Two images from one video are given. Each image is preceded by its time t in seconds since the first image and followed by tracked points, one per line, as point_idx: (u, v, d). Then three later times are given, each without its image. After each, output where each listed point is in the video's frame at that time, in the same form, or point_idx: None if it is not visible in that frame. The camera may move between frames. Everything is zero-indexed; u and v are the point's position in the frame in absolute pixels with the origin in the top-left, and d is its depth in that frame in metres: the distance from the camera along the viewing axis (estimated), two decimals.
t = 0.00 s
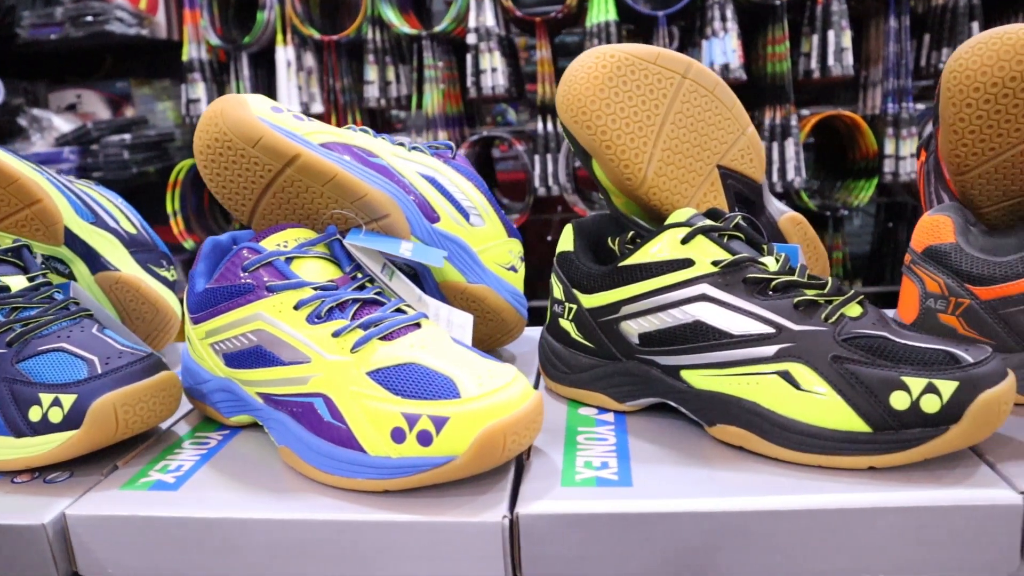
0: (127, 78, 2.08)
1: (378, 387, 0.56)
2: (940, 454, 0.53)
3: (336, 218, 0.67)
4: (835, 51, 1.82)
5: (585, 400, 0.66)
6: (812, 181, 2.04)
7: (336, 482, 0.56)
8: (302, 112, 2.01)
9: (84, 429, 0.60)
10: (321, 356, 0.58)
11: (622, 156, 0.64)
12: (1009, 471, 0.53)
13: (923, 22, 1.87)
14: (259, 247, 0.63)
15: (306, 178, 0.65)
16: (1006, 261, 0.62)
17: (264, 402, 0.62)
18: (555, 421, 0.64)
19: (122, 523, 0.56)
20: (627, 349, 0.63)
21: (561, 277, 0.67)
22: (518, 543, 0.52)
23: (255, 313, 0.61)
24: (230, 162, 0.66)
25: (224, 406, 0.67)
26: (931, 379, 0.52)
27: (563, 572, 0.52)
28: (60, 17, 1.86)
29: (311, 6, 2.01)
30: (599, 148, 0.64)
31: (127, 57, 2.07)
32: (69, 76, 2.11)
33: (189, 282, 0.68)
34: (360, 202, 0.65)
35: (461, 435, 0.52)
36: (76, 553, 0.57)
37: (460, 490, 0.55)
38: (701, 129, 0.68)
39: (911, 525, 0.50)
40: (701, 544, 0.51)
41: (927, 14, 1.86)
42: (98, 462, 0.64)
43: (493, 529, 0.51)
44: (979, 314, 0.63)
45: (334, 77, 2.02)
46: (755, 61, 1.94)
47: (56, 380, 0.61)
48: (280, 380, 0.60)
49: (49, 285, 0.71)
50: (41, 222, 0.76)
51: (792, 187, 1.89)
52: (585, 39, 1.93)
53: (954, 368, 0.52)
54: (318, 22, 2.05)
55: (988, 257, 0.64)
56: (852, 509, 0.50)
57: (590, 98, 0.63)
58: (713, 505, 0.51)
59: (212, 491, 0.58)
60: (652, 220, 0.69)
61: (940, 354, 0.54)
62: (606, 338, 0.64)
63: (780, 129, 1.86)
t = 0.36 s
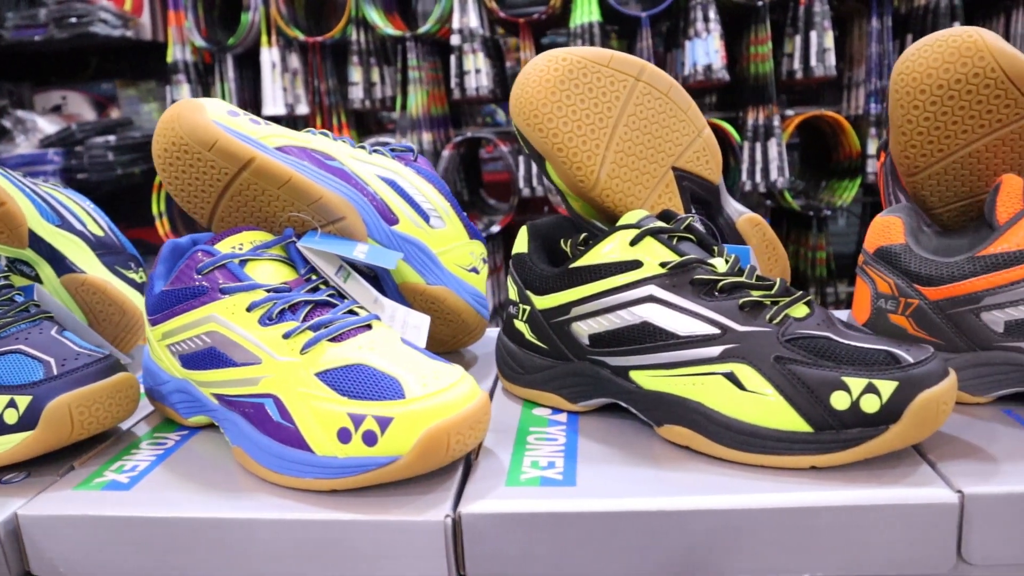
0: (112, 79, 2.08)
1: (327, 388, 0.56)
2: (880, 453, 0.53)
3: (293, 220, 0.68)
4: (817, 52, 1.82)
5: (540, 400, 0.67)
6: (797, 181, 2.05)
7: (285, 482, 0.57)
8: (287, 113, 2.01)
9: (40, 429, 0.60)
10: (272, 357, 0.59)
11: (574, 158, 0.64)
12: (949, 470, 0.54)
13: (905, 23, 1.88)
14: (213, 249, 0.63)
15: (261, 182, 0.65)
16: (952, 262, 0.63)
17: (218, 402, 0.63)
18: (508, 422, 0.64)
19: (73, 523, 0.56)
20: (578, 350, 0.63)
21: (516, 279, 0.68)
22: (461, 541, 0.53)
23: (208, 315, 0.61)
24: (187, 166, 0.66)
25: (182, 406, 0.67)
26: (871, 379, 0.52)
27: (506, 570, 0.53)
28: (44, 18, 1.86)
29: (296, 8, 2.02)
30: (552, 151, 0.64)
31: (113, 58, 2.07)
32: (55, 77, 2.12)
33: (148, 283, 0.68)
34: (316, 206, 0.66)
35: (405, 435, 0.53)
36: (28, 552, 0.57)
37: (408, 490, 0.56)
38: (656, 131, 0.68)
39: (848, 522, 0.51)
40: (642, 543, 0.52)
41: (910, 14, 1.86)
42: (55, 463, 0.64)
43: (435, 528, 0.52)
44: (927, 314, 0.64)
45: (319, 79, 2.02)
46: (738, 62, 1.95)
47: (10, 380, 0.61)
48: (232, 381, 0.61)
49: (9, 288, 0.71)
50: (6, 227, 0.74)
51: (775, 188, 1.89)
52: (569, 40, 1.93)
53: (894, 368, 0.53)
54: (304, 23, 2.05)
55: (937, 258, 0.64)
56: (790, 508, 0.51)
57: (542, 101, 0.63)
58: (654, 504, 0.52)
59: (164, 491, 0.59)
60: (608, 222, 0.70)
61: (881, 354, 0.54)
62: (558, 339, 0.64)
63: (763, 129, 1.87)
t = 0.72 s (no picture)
0: (104, 81, 2.08)
1: (284, 393, 0.56)
2: (835, 461, 0.53)
3: (258, 225, 0.68)
4: (806, 56, 1.82)
5: (503, 406, 0.67)
6: (787, 185, 2.05)
7: (243, 487, 0.57)
8: (277, 116, 2.02)
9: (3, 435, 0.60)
10: (232, 362, 0.59)
11: (537, 164, 0.64)
12: (902, 477, 0.54)
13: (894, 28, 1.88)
14: (176, 255, 0.63)
15: (226, 188, 0.66)
16: (914, 269, 0.63)
17: (181, 407, 0.63)
18: (470, 427, 0.65)
19: (31, 527, 0.56)
20: (539, 356, 0.63)
21: (480, 285, 0.68)
22: (414, 547, 0.53)
23: (170, 320, 0.62)
24: (152, 172, 0.67)
25: (147, 411, 0.67)
26: (825, 387, 0.52)
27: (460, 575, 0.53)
28: (34, 21, 1.86)
29: (288, 11, 2.02)
30: (515, 157, 0.64)
31: (104, 60, 2.08)
32: (46, 79, 2.12)
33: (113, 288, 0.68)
34: (281, 211, 0.66)
35: (360, 441, 0.53)
36: None
37: (364, 495, 0.56)
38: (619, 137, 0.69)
39: (799, 530, 0.51)
40: (593, 550, 0.52)
41: (899, 19, 1.87)
42: (17, 467, 0.64)
43: (388, 533, 0.52)
44: (889, 321, 0.64)
45: (309, 82, 2.02)
46: (728, 66, 1.96)
47: None
48: (194, 386, 0.61)
49: None
50: None
51: (764, 192, 1.89)
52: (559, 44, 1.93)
53: (847, 375, 0.53)
54: (295, 26, 2.06)
55: (899, 265, 0.65)
56: (740, 515, 0.51)
57: (505, 107, 0.63)
58: (606, 511, 0.52)
59: (124, 496, 0.59)
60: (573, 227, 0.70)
61: (836, 360, 0.54)
62: (520, 345, 0.64)
63: (751, 133, 1.87)
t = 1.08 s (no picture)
0: (85, 92, 2.07)
1: (230, 410, 0.56)
2: (781, 479, 0.53)
3: (214, 240, 0.68)
4: (786, 69, 1.83)
5: (457, 422, 0.67)
6: (768, 197, 2.06)
7: (189, 503, 0.56)
8: (259, 127, 2.01)
9: None
10: (180, 378, 0.59)
11: (491, 180, 0.64)
12: (848, 496, 0.54)
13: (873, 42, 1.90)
14: (128, 269, 0.63)
15: (180, 203, 0.65)
16: (865, 286, 0.63)
17: (131, 423, 0.63)
18: (422, 444, 0.64)
19: None
20: (491, 372, 0.63)
21: (435, 300, 0.68)
22: (357, 565, 0.52)
23: (121, 335, 0.61)
24: (107, 186, 0.66)
25: (100, 426, 0.67)
26: (770, 405, 0.52)
27: None
28: (14, 30, 1.86)
29: (271, 21, 2.02)
30: (469, 173, 0.64)
31: (86, 70, 2.07)
32: (26, 88, 2.11)
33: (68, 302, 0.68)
34: (235, 226, 0.66)
35: (304, 458, 0.53)
36: None
37: (308, 513, 0.55)
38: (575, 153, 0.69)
39: (742, 550, 0.50)
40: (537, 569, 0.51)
41: (877, 33, 1.88)
42: None
43: (330, 551, 0.51)
44: (842, 337, 0.64)
45: (291, 93, 2.02)
46: (709, 79, 1.96)
47: None
48: (143, 402, 0.61)
49: None
50: None
51: (744, 205, 1.89)
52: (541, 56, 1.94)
53: (793, 394, 0.52)
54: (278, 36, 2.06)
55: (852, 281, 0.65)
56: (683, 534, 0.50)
57: (459, 122, 0.63)
58: (548, 530, 0.52)
59: (69, 512, 0.58)
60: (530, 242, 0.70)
61: (783, 378, 0.54)
62: (473, 361, 0.64)
63: (731, 146, 1.88)
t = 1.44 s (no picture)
0: (64, 95, 2.06)
1: (177, 412, 0.56)
2: (726, 481, 0.53)
3: (168, 243, 0.68)
4: (763, 74, 1.84)
5: (411, 424, 0.67)
6: (747, 202, 2.06)
7: (135, 506, 0.56)
8: (239, 131, 2.01)
9: None
10: (128, 381, 0.58)
11: (443, 182, 0.64)
12: (794, 497, 0.53)
13: (850, 47, 1.91)
14: (78, 271, 0.62)
15: (134, 205, 0.65)
16: (817, 288, 0.63)
17: (81, 426, 0.62)
18: (375, 447, 0.64)
19: None
20: (444, 375, 0.63)
21: (390, 303, 0.67)
22: (301, 567, 0.52)
23: (70, 338, 0.61)
24: (59, 188, 0.65)
25: (52, 429, 0.66)
26: (715, 407, 0.52)
27: None
28: None
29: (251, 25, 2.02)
30: (422, 175, 0.65)
31: (64, 74, 2.06)
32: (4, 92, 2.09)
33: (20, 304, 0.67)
34: (189, 229, 0.66)
35: (248, 460, 0.52)
36: None
37: (254, 515, 0.55)
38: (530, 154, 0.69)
39: (686, 552, 0.50)
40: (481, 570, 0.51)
41: (855, 39, 1.89)
42: None
43: (273, 554, 0.51)
44: (794, 339, 0.64)
45: (271, 97, 2.02)
46: (688, 84, 1.97)
47: None
48: (91, 405, 0.60)
49: None
50: None
51: (723, 210, 1.89)
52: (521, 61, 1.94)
53: (739, 396, 0.52)
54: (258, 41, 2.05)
55: (804, 283, 0.65)
56: (626, 537, 0.50)
57: (411, 124, 0.63)
58: (491, 532, 0.51)
59: (15, 515, 0.58)
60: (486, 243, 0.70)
61: (729, 380, 0.54)
62: (426, 363, 0.64)
63: (710, 150, 1.88)
